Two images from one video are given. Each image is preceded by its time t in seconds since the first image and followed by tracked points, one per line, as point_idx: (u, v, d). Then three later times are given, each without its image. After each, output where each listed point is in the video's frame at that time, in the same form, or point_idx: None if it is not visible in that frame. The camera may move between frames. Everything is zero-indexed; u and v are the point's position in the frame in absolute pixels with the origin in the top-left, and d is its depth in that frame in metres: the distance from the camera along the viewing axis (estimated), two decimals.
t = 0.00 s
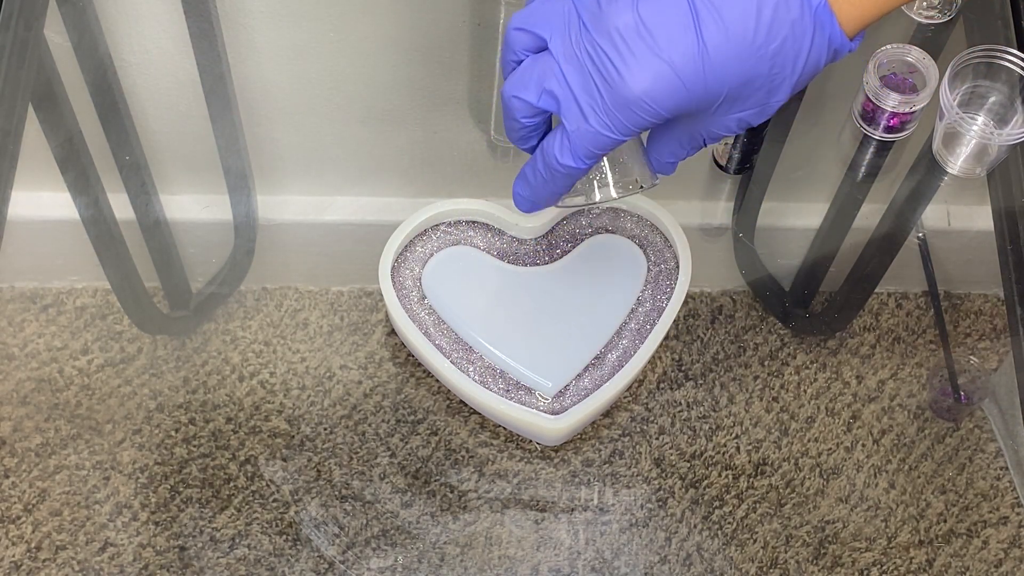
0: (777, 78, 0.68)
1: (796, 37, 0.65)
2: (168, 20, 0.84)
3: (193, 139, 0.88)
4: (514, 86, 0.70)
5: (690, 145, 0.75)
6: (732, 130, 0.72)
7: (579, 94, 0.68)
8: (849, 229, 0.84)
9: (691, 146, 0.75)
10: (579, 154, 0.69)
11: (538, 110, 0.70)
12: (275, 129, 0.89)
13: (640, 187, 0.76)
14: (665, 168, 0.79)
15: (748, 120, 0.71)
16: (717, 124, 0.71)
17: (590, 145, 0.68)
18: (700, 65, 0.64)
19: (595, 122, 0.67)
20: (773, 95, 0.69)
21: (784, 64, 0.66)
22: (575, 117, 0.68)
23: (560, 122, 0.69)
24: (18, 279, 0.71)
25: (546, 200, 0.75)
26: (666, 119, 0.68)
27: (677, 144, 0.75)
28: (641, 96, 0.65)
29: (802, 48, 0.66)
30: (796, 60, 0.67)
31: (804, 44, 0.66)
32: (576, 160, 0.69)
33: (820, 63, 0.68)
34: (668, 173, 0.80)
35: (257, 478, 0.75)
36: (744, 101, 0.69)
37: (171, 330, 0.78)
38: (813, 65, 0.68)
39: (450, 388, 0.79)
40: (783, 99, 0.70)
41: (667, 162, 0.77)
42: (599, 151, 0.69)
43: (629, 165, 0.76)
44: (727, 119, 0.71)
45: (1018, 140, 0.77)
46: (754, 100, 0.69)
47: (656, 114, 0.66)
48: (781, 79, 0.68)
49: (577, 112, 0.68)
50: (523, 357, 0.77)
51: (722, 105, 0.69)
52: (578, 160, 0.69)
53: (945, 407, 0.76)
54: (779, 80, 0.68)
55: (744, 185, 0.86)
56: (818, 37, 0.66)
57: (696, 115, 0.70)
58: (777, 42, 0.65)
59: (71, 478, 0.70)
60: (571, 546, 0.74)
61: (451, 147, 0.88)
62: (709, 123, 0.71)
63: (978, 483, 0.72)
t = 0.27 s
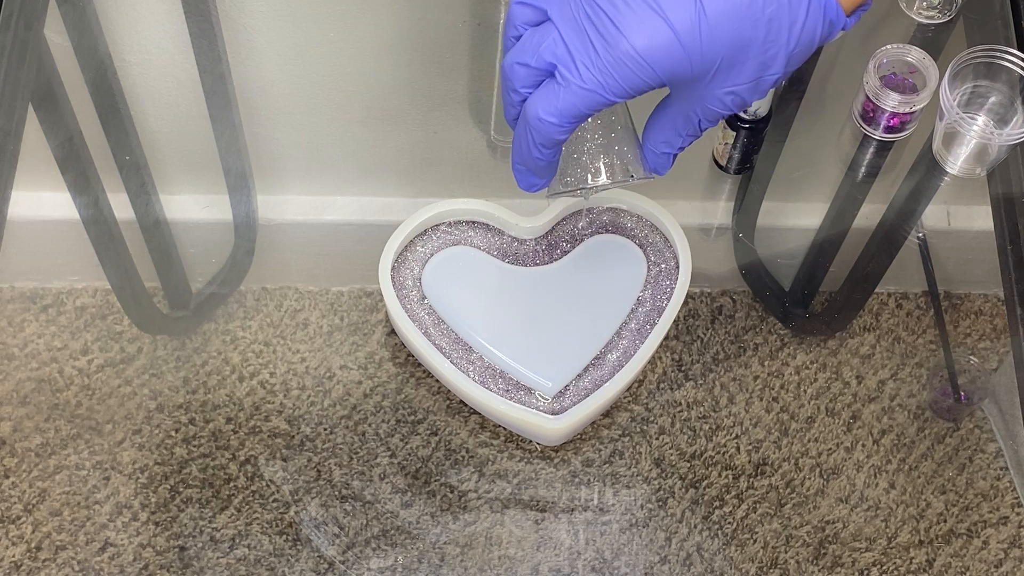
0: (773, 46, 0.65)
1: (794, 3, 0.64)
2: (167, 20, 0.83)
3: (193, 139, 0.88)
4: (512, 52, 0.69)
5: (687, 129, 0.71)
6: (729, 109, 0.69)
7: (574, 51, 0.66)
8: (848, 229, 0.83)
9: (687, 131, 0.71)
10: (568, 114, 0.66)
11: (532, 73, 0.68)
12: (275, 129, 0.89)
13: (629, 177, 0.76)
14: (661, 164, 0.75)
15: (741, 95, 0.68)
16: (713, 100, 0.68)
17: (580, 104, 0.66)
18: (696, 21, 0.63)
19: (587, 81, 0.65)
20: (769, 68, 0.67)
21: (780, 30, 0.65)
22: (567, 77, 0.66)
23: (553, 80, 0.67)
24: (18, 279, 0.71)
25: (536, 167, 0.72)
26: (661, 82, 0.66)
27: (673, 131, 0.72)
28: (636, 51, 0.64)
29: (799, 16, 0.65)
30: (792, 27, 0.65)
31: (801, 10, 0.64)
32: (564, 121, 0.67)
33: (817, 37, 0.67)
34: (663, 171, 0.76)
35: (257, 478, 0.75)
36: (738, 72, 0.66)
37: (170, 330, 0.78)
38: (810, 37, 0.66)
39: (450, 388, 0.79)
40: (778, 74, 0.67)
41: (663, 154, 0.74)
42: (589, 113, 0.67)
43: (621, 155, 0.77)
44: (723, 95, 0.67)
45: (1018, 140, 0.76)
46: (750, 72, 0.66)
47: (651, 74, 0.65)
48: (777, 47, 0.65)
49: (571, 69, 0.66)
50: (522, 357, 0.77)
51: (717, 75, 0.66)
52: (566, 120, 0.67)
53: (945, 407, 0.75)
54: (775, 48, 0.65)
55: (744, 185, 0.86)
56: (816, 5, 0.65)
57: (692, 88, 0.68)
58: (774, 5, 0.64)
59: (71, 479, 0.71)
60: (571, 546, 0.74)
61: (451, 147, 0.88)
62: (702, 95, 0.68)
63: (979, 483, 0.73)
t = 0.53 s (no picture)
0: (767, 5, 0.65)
1: None
2: (169, 20, 0.84)
3: (193, 138, 0.88)
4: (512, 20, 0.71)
5: (684, 105, 0.70)
6: (724, 74, 0.68)
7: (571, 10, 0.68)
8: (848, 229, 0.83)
9: (684, 106, 0.70)
10: (567, 72, 0.67)
11: (531, 37, 0.70)
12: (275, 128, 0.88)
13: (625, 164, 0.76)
14: (657, 150, 0.73)
15: (737, 57, 0.67)
16: (708, 62, 0.67)
17: (580, 60, 0.67)
18: None
19: (586, 35, 0.67)
20: (763, 26, 0.66)
21: None
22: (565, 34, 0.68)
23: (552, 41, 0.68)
24: (18, 279, 0.71)
25: (535, 145, 0.72)
26: (657, 34, 0.67)
27: (670, 109, 0.71)
28: None
29: None
30: None
31: None
32: (564, 80, 0.67)
33: None
34: (661, 161, 0.74)
35: (257, 478, 0.75)
36: (733, 31, 0.66)
37: (169, 330, 0.78)
38: None
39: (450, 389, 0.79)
40: (773, 36, 0.67)
41: (659, 136, 0.72)
42: (589, 73, 0.67)
43: (617, 146, 0.77)
44: (718, 55, 0.67)
45: (1018, 140, 0.76)
46: (744, 31, 0.66)
47: (646, 20, 0.66)
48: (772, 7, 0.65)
49: (569, 28, 0.67)
50: (522, 357, 0.77)
51: (710, 31, 0.66)
52: (566, 79, 0.67)
53: (945, 407, 0.75)
54: (769, 7, 0.65)
55: (744, 185, 0.86)
56: None
57: (687, 49, 0.68)
58: None
59: (71, 479, 0.70)
60: (571, 546, 0.74)
61: (451, 147, 0.88)
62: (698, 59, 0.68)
63: (979, 483, 0.73)
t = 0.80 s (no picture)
0: (767, 9, 0.65)
1: None
2: (168, 20, 0.84)
3: (193, 139, 0.88)
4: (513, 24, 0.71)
5: (683, 108, 0.70)
6: (724, 79, 0.68)
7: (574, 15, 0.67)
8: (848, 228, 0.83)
9: (684, 110, 0.70)
10: (574, 77, 0.67)
11: (534, 41, 0.69)
12: (275, 129, 0.88)
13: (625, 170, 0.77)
14: (655, 154, 0.73)
15: (738, 60, 0.67)
16: (709, 65, 0.67)
17: (587, 65, 0.67)
18: None
19: (591, 39, 0.67)
20: (765, 30, 0.66)
21: None
22: (570, 38, 0.67)
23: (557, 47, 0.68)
24: (18, 279, 0.71)
25: (539, 152, 0.71)
26: (659, 37, 0.67)
27: (668, 112, 0.71)
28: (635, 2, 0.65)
29: None
30: None
31: None
32: (571, 85, 0.67)
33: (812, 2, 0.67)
34: (659, 165, 0.74)
35: (257, 479, 0.75)
36: (734, 34, 0.66)
37: (169, 330, 0.78)
38: None
39: (450, 389, 0.79)
40: (774, 39, 0.67)
41: (658, 140, 0.72)
42: (595, 77, 0.67)
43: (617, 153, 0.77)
44: (719, 59, 0.67)
45: (1018, 139, 0.76)
46: (745, 35, 0.66)
47: (650, 23, 0.66)
48: (772, 10, 0.65)
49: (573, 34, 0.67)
50: (522, 357, 0.77)
51: (713, 34, 0.66)
52: (573, 85, 0.67)
53: (945, 407, 0.75)
54: (770, 11, 0.65)
55: (744, 185, 0.86)
56: None
57: (688, 52, 0.68)
58: None
59: (71, 479, 0.70)
60: (571, 546, 0.74)
61: (451, 147, 0.88)
62: (699, 63, 0.68)
63: (979, 483, 0.73)
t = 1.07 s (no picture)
0: (772, 15, 0.66)
1: None
2: (168, 19, 0.84)
3: (193, 139, 0.88)
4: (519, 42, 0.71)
5: (692, 115, 0.70)
6: (732, 87, 0.68)
7: (583, 33, 0.67)
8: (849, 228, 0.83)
9: (692, 117, 0.70)
10: (589, 94, 0.67)
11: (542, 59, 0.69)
12: (275, 129, 0.88)
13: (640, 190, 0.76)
14: (667, 160, 0.73)
15: (746, 67, 0.68)
16: (716, 73, 0.67)
17: (599, 81, 0.67)
18: None
19: (601, 54, 0.67)
20: (771, 35, 0.67)
21: None
22: (580, 55, 0.68)
23: (569, 67, 0.68)
24: (18, 279, 0.71)
25: (556, 170, 0.71)
26: (667, 48, 0.67)
27: (677, 119, 0.71)
28: (640, 13, 0.65)
29: None
30: None
31: None
32: (586, 103, 0.68)
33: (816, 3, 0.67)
34: (672, 171, 0.74)
35: (257, 478, 0.75)
36: (741, 41, 0.67)
37: (170, 330, 0.78)
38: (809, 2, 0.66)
39: (450, 389, 0.79)
40: (780, 44, 0.67)
41: (669, 147, 0.72)
42: (609, 93, 0.68)
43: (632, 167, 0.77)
44: (727, 66, 0.67)
45: (1018, 140, 0.77)
46: (751, 42, 0.67)
47: (657, 34, 0.66)
48: (777, 16, 0.66)
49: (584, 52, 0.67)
50: (522, 357, 0.77)
51: (719, 41, 0.66)
52: (588, 102, 0.68)
53: (945, 407, 0.75)
54: (776, 16, 0.66)
55: (744, 185, 0.86)
56: None
57: (695, 59, 0.68)
58: None
59: (71, 479, 0.71)
60: (571, 546, 0.74)
61: (451, 147, 0.88)
62: (707, 71, 0.68)
63: (979, 483, 0.73)
